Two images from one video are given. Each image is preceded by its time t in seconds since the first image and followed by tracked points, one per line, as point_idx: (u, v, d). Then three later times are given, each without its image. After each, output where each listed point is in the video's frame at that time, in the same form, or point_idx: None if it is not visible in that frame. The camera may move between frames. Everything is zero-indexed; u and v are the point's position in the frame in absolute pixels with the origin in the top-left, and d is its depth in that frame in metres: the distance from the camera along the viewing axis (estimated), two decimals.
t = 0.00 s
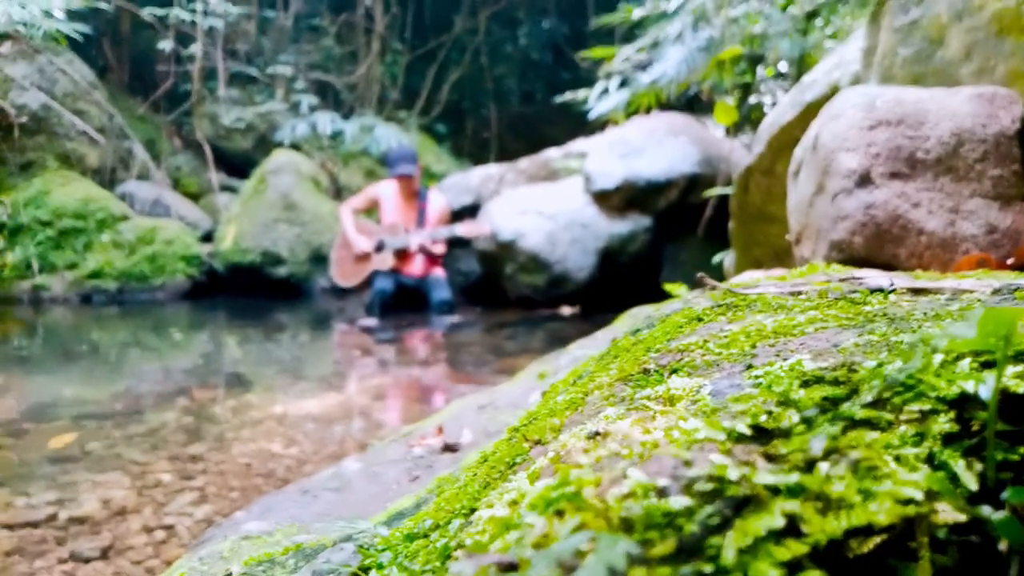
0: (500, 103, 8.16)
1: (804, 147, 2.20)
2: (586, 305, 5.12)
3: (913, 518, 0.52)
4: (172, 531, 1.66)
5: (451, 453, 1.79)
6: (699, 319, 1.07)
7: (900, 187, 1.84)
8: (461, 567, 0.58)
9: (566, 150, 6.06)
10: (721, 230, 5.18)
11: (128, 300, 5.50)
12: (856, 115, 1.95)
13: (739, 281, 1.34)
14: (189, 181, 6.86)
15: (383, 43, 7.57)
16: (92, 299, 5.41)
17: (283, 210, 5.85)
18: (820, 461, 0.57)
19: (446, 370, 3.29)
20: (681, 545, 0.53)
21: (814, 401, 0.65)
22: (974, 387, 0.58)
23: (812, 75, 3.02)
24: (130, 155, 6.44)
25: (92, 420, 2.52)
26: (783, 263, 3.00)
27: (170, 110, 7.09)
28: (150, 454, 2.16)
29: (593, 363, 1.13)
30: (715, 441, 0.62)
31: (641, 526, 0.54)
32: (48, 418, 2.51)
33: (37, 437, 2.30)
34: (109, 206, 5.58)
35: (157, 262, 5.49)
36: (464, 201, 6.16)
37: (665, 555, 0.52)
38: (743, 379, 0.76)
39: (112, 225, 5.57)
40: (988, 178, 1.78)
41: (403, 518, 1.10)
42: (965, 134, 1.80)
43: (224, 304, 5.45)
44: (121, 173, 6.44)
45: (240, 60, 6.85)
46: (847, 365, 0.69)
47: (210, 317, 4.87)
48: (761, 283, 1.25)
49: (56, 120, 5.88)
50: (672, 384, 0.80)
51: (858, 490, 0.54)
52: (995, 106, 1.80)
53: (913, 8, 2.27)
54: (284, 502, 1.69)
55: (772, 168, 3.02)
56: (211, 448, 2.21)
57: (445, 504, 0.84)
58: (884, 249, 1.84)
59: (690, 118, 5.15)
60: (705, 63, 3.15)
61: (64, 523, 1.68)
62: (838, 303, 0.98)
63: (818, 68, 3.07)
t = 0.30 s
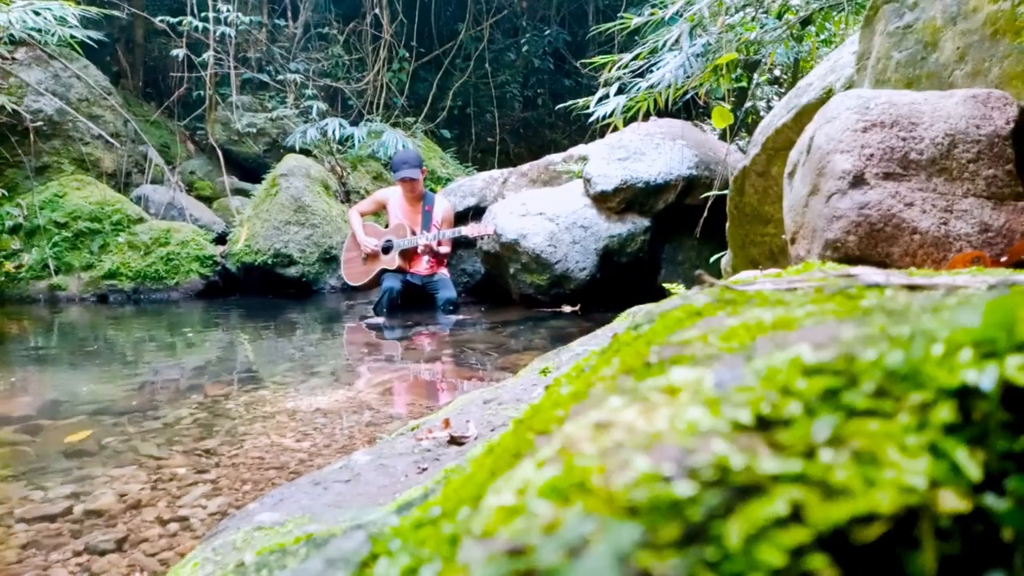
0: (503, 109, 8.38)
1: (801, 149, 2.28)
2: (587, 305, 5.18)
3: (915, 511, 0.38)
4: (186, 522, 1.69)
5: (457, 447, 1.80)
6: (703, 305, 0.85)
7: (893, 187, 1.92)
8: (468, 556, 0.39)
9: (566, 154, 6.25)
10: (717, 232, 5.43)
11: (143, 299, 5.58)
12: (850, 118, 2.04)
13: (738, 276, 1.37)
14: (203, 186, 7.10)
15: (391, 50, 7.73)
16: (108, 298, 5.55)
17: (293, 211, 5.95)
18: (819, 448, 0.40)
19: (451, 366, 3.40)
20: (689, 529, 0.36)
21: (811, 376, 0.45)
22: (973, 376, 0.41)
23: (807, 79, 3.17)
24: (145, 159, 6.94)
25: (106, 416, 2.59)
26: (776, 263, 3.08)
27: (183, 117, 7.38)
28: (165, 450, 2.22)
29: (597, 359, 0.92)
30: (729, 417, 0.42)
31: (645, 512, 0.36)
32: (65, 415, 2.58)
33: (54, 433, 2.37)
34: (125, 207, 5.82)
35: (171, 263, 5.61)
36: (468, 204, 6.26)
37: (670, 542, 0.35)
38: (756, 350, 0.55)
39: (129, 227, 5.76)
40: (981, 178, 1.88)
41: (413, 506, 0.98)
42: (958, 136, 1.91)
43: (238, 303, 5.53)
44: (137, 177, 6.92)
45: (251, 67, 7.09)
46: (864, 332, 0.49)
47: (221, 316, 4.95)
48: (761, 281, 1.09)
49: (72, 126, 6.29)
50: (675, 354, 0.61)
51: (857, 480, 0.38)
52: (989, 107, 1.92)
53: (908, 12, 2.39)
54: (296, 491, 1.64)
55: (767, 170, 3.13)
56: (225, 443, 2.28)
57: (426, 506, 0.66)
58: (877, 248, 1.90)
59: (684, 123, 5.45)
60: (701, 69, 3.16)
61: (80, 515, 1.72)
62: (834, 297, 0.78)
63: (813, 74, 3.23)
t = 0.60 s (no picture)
0: (509, 109, 8.35)
1: (808, 146, 2.27)
2: (592, 304, 5.16)
3: (930, 509, 0.37)
4: (191, 520, 1.68)
5: (462, 444, 1.80)
6: (711, 300, 0.84)
7: (901, 184, 1.90)
8: (474, 552, 0.37)
9: (571, 153, 6.23)
10: (722, 231, 5.41)
11: (149, 298, 5.59)
12: (858, 115, 2.03)
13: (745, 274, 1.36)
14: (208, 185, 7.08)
15: (395, 49, 7.74)
16: (114, 296, 5.56)
17: (299, 211, 5.96)
18: (832, 443, 0.39)
19: (455, 365, 3.39)
20: (701, 526, 0.35)
21: (822, 371, 0.44)
22: (993, 371, 0.40)
23: (814, 78, 3.15)
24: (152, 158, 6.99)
25: (112, 414, 2.59)
26: (782, 261, 3.07)
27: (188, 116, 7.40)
28: (170, 447, 2.22)
29: (603, 357, 0.91)
30: (740, 411, 0.41)
31: (658, 511, 0.35)
32: (71, 413, 2.59)
33: (61, 431, 2.37)
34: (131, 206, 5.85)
35: (177, 261, 5.62)
36: (473, 203, 6.25)
37: (680, 538, 0.34)
38: (766, 344, 0.54)
39: (136, 226, 5.76)
40: (990, 176, 1.86)
41: (418, 500, 0.97)
42: (967, 133, 1.89)
43: (243, 302, 5.54)
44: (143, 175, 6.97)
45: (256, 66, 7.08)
46: (876, 325, 0.48)
47: (227, 315, 4.96)
48: (766, 278, 1.08)
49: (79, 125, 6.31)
50: (684, 349, 0.60)
51: (870, 477, 0.37)
52: (998, 104, 1.89)
53: (916, 9, 2.36)
54: (301, 490, 1.63)
55: (774, 168, 3.12)
56: (230, 441, 2.28)
57: (431, 502, 0.65)
58: (884, 246, 1.88)
59: (689, 122, 5.42)
60: (707, 67, 3.15)
61: (85, 513, 1.72)
62: (844, 292, 0.77)
63: (819, 72, 3.21)
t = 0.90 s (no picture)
0: (517, 107, 8.35)
1: (822, 142, 2.24)
2: (601, 303, 5.13)
3: (981, 506, 0.35)
4: (201, 518, 1.68)
5: (473, 442, 1.79)
6: (730, 295, 0.83)
7: (917, 181, 1.88)
8: (501, 549, 0.36)
9: (580, 151, 6.21)
10: (732, 230, 5.37)
11: (159, 297, 5.61)
12: (872, 111, 1.99)
13: (761, 269, 1.34)
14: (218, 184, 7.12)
15: (403, 49, 7.75)
16: (125, 295, 5.59)
17: (308, 210, 5.97)
18: (873, 437, 0.37)
19: (465, 363, 3.39)
20: (741, 522, 0.33)
21: (859, 364, 0.42)
22: None
23: (826, 74, 3.12)
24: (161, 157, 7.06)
25: (123, 412, 2.60)
26: (794, 258, 3.04)
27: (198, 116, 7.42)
28: (181, 445, 2.22)
29: (619, 352, 0.89)
30: (774, 405, 0.40)
31: (693, 505, 0.34)
32: (82, 411, 2.60)
33: (72, 429, 2.38)
34: (142, 206, 5.89)
35: (187, 260, 5.65)
36: (481, 201, 6.25)
37: (719, 535, 0.33)
38: (795, 338, 0.53)
39: (146, 225, 5.80)
40: (1008, 171, 1.81)
41: (432, 497, 0.96)
42: (984, 128, 1.84)
43: (252, 301, 5.56)
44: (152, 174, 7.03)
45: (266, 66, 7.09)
46: (911, 317, 0.47)
47: (238, 313, 4.98)
48: (786, 274, 1.06)
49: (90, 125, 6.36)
50: (707, 342, 0.59)
51: (915, 471, 0.35)
52: (1016, 98, 1.84)
53: (930, 4, 2.32)
54: (312, 487, 1.62)
55: (786, 166, 3.08)
56: (240, 439, 2.28)
57: (448, 500, 0.64)
58: (900, 242, 1.85)
59: (699, 121, 5.38)
60: (718, 64, 3.13)
61: (97, 510, 1.72)
62: (871, 286, 0.75)
63: (831, 69, 3.18)
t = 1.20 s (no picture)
0: (524, 107, 8.34)
1: (832, 139, 2.22)
2: (609, 303, 5.12)
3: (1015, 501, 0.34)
4: (210, 517, 1.68)
5: (481, 441, 1.78)
6: (746, 290, 0.81)
7: (929, 177, 1.85)
8: (521, 543, 0.35)
9: (587, 151, 6.19)
10: (740, 229, 5.35)
11: (168, 297, 5.64)
12: (884, 107, 1.97)
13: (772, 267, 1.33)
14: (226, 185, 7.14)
15: (410, 49, 7.75)
16: (134, 296, 5.61)
17: (316, 210, 5.98)
18: (901, 430, 0.36)
19: (472, 363, 3.38)
20: (768, 517, 0.32)
21: (884, 356, 0.41)
22: None
23: (836, 72, 3.10)
24: (170, 158, 7.10)
25: (133, 411, 2.61)
26: (804, 257, 3.01)
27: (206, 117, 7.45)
28: (189, 444, 2.23)
29: (632, 348, 0.88)
30: (799, 398, 0.39)
31: (718, 499, 0.33)
32: (91, 411, 2.60)
33: (81, 428, 2.39)
34: (151, 207, 5.92)
35: (195, 261, 5.67)
36: (488, 201, 6.24)
37: (747, 530, 0.31)
38: (815, 331, 0.51)
39: (155, 226, 5.83)
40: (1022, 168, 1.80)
41: (442, 495, 0.96)
42: (997, 124, 1.83)
43: (260, 300, 5.57)
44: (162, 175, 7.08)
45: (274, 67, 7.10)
46: (934, 310, 0.46)
47: (246, 313, 4.99)
48: (798, 270, 1.04)
49: (99, 126, 6.40)
50: (724, 337, 0.58)
51: (946, 465, 0.34)
52: None
53: None
54: (321, 486, 1.62)
55: (796, 164, 3.05)
56: (249, 438, 2.28)
57: (460, 497, 0.63)
58: (913, 240, 1.83)
59: (706, 120, 5.35)
60: (726, 63, 3.11)
61: (106, 509, 1.72)
62: (889, 280, 0.73)
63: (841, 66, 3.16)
